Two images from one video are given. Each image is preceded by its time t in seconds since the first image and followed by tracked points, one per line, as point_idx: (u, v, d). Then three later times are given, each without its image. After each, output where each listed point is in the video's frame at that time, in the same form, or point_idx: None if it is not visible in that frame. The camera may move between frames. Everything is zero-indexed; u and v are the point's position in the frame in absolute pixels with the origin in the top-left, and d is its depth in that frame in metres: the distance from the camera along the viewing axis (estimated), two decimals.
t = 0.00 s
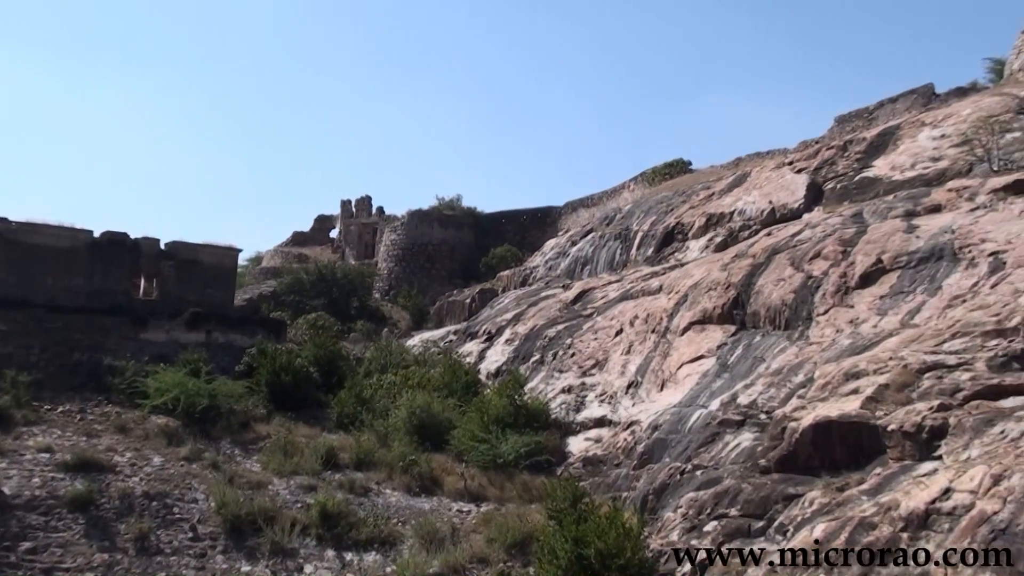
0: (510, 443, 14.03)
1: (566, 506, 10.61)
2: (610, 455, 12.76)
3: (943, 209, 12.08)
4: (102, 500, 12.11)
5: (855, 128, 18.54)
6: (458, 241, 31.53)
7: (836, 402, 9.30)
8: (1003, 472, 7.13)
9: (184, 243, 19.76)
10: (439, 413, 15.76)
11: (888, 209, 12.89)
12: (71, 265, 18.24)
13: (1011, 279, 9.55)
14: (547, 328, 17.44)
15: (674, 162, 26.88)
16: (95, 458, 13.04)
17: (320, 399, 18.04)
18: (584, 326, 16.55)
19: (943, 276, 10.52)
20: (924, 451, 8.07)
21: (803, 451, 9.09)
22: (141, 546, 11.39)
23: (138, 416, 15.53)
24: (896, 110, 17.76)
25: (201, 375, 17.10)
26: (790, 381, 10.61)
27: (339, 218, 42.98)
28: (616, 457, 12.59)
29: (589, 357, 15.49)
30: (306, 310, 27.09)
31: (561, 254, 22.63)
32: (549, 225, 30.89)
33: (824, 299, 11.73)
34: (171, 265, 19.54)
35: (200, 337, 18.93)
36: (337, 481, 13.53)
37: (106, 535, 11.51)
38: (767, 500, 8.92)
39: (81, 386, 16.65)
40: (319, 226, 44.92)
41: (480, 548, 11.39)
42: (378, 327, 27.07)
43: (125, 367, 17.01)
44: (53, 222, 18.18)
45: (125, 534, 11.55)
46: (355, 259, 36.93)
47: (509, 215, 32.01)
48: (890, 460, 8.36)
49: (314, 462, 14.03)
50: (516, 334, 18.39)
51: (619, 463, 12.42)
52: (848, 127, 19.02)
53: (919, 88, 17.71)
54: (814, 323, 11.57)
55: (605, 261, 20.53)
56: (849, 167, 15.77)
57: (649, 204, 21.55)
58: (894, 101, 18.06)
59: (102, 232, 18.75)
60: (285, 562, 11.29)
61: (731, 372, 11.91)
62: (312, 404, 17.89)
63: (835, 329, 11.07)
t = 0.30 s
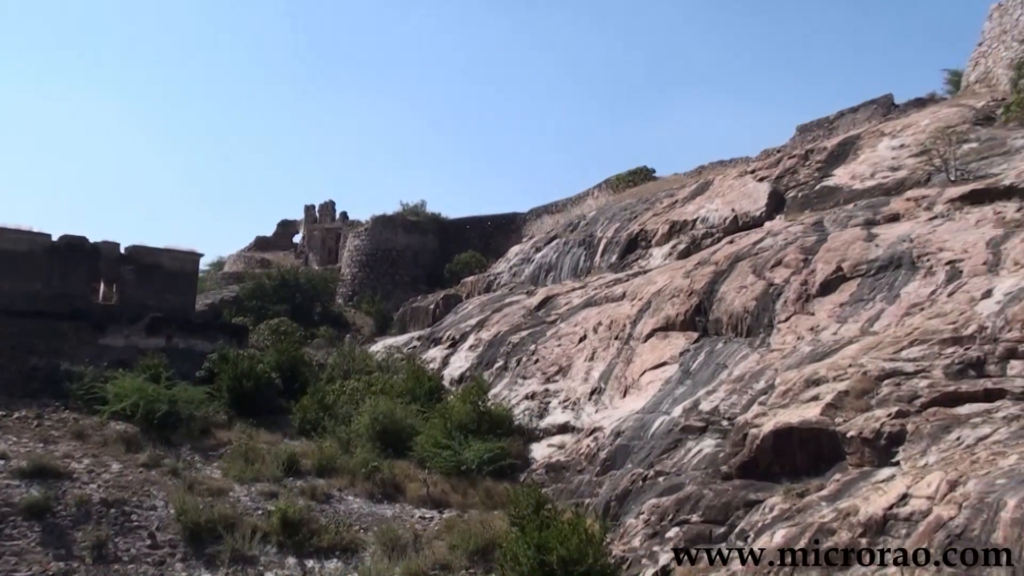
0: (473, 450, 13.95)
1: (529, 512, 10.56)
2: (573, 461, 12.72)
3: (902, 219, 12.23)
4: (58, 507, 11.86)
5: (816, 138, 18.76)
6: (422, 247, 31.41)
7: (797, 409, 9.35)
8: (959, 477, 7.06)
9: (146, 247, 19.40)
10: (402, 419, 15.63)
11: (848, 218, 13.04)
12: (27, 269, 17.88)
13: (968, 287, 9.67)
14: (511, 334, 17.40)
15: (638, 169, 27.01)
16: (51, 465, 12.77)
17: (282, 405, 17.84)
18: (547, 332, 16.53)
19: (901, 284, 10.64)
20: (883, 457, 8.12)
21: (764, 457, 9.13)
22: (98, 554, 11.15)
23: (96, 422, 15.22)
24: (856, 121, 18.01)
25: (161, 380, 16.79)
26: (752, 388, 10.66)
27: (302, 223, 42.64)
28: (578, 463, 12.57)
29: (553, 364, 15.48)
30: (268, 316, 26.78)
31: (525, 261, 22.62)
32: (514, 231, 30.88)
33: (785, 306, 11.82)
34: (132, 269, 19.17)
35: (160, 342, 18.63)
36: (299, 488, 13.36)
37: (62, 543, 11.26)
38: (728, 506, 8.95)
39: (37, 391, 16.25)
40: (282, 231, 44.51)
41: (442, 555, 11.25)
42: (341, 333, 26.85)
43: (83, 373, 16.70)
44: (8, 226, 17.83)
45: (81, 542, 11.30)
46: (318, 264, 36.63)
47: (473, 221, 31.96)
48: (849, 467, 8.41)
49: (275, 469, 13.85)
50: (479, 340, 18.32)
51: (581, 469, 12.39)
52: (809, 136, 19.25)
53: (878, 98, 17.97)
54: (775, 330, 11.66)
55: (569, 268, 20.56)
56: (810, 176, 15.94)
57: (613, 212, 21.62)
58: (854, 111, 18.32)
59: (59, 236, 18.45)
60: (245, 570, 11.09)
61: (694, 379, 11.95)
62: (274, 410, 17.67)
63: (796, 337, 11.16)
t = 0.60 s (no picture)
0: (433, 457, 13.84)
1: (489, 520, 10.50)
2: (533, 469, 12.66)
3: (860, 230, 12.36)
4: (10, 515, 11.62)
5: (777, 149, 18.95)
6: (385, 253, 31.22)
7: (756, 417, 9.39)
8: (915, 486, 7.07)
9: (104, 250, 19.12)
10: (363, 426, 15.46)
11: (807, 228, 13.16)
12: None
13: (924, 298, 9.79)
14: (473, 341, 17.32)
15: (601, 178, 27.09)
16: (3, 472, 12.51)
17: (241, 411, 17.58)
18: (509, 340, 16.48)
19: (859, 295, 10.74)
20: (840, 465, 8.17)
21: (723, 465, 9.16)
22: (51, 561, 10.93)
23: (50, 427, 14.87)
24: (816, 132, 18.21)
25: (118, 387, 16.43)
26: (712, 396, 10.68)
27: (264, 228, 42.21)
28: (539, 470, 12.51)
29: (515, 371, 15.43)
30: (228, 321, 26.42)
31: (488, 268, 22.57)
32: (477, 238, 30.81)
33: (746, 315, 11.90)
34: (89, 273, 18.88)
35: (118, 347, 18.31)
36: (257, 495, 13.17)
37: (13, 551, 11.01)
38: (687, 514, 8.95)
39: None
40: (243, 235, 44.01)
41: (401, 562, 11.09)
42: (302, 339, 26.58)
43: (38, 378, 16.34)
44: None
45: (34, 550, 11.08)
46: (280, 269, 36.26)
47: (436, 228, 31.85)
48: (807, 475, 8.45)
49: (234, 475, 13.64)
50: (441, 347, 18.21)
51: (542, 477, 12.35)
52: (770, 147, 19.45)
53: (837, 110, 18.21)
54: (735, 339, 11.72)
55: (531, 275, 20.55)
56: (771, 186, 16.09)
57: (575, 220, 21.65)
58: (814, 123, 18.54)
59: (15, 239, 18.28)
60: None
61: (654, 387, 11.96)
62: (233, 416, 17.40)
63: (756, 346, 11.22)
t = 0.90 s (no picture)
0: (394, 465, 13.73)
1: (449, 528, 10.46)
2: (494, 477, 12.59)
3: (818, 240, 12.50)
4: None
5: (737, 159, 19.13)
6: (347, 260, 31.00)
7: (716, 425, 9.42)
8: (871, 494, 7.10)
9: (60, 257, 19.90)
10: (323, 433, 15.29)
11: (767, 238, 13.29)
12: None
13: (881, 308, 9.90)
14: (434, 349, 17.23)
15: (563, 186, 27.14)
16: None
17: (199, 418, 17.34)
18: (471, 347, 16.42)
19: (817, 304, 10.84)
20: (798, 473, 8.21)
21: (682, 473, 9.19)
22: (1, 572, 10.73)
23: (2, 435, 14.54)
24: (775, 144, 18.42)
25: (73, 394, 16.13)
26: (672, 404, 10.70)
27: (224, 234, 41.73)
28: (500, 478, 12.46)
29: (476, 379, 15.37)
30: (187, 328, 26.07)
31: (449, 276, 22.50)
32: (439, 245, 30.70)
33: (706, 324, 11.96)
34: (44, 279, 19.60)
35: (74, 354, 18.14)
36: (215, 503, 12.99)
37: None
38: (647, 522, 8.95)
39: None
40: (203, 241, 43.46)
41: (360, 571, 10.94)
42: (262, 346, 26.27)
43: None
44: None
45: None
46: (240, 276, 35.87)
47: (398, 235, 31.70)
48: (765, 483, 8.49)
49: (191, 484, 13.43)
50: (403, 354, 18.09)
51: (502, 485, 12.29)
52: (730, 157, 19.64)
53: (797, 122, 18.43)
54: (695, 348, 11.78)
55: (493, 283, 20.52)
56: (731, 196, 16.22)
57: (538, 228, 21.66)
58: (774, 134, 18.75)
59: None
60: None
61: (615, 396, 11.97)
62: (191, 423, 17.12)
63: (716, 354, 11.28)
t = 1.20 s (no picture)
0: (350, 471, 13.58)
1: (406, 536, 10.39)
2: (451, 483, 12.51)
3: (774, 248, 12.64)
4: None
5: (694, 167, 19.29)
6: (304, 265, 30.69)
7: (672, 432, 9.46)
8: (824, 500, 7.15)
9: (8, 260, 19.45)
10: (278, 440, 15.09)
11: (723, 246, 13.41)
12: None
13: (834, 316, 10.02)
14: (392, 355, 17.11)
15: (522, 193, 27.16)
16: None
17: (153, 425, 17.06)
18: (428, 354, 16.33)
19: (772, 312, 10.94)
20: (752, 480, 8.25)
21: (639, 480, 9.21)
22: None
23: None
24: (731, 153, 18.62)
25: (23, 400, 15.76)
26: (629, 411, 10.73)
27: (179, 239, 41.10)
28: (456, 485, 12.38)
29: (433, 386, 15.27)
30: (140, 333, 25.62)
31: (407, 282, 22.36)
32: (397, 251, 30.53)
33: (663, 331, 12.02)
34: None
35: (23, 359, 17.89)
36: (168, 511, 12.75)
37: None
38: (603, 529, 8.94)
39: None
40: (158, 246, 42.73)
41: None
42: (217, 352, 25.89)
43: None
44: None
45: None
46: (195, 281, 35.33)
47: (356, 240, 31.48)
48: (720, 490, 8.53)
49: (144, 491, 13.18)
50: (360, 360, 17.93)
51: (459, 492, 12.22)
52: (687, 165, 19.81)
53: (753, 131, 18.64)
54: (652, 355, 11.82)
55: (451, 290, 20.45)
56: (689, 205, 16.34)
57: (496, 234, 21.63)
58: (731, 143, 18.95)
59: None
60: None
61: (572, 403, 11.98)
62: (143, 430, 16.81)
63: (672, 361, 11.34)
